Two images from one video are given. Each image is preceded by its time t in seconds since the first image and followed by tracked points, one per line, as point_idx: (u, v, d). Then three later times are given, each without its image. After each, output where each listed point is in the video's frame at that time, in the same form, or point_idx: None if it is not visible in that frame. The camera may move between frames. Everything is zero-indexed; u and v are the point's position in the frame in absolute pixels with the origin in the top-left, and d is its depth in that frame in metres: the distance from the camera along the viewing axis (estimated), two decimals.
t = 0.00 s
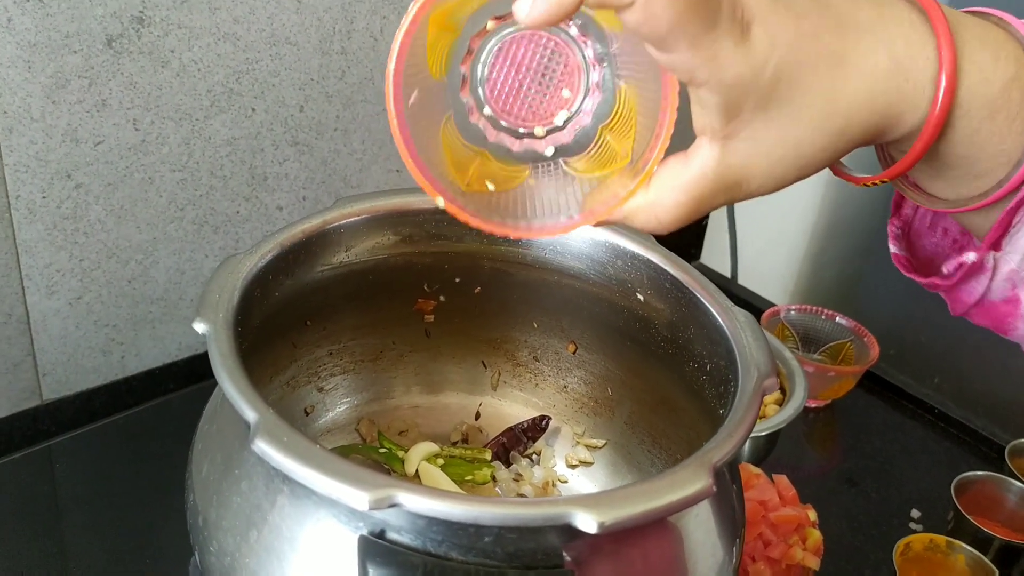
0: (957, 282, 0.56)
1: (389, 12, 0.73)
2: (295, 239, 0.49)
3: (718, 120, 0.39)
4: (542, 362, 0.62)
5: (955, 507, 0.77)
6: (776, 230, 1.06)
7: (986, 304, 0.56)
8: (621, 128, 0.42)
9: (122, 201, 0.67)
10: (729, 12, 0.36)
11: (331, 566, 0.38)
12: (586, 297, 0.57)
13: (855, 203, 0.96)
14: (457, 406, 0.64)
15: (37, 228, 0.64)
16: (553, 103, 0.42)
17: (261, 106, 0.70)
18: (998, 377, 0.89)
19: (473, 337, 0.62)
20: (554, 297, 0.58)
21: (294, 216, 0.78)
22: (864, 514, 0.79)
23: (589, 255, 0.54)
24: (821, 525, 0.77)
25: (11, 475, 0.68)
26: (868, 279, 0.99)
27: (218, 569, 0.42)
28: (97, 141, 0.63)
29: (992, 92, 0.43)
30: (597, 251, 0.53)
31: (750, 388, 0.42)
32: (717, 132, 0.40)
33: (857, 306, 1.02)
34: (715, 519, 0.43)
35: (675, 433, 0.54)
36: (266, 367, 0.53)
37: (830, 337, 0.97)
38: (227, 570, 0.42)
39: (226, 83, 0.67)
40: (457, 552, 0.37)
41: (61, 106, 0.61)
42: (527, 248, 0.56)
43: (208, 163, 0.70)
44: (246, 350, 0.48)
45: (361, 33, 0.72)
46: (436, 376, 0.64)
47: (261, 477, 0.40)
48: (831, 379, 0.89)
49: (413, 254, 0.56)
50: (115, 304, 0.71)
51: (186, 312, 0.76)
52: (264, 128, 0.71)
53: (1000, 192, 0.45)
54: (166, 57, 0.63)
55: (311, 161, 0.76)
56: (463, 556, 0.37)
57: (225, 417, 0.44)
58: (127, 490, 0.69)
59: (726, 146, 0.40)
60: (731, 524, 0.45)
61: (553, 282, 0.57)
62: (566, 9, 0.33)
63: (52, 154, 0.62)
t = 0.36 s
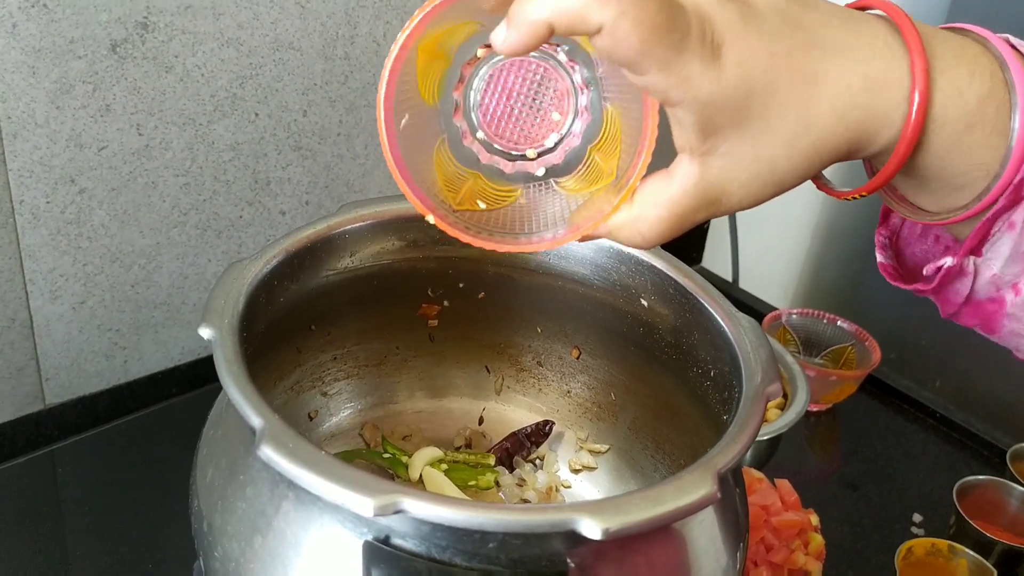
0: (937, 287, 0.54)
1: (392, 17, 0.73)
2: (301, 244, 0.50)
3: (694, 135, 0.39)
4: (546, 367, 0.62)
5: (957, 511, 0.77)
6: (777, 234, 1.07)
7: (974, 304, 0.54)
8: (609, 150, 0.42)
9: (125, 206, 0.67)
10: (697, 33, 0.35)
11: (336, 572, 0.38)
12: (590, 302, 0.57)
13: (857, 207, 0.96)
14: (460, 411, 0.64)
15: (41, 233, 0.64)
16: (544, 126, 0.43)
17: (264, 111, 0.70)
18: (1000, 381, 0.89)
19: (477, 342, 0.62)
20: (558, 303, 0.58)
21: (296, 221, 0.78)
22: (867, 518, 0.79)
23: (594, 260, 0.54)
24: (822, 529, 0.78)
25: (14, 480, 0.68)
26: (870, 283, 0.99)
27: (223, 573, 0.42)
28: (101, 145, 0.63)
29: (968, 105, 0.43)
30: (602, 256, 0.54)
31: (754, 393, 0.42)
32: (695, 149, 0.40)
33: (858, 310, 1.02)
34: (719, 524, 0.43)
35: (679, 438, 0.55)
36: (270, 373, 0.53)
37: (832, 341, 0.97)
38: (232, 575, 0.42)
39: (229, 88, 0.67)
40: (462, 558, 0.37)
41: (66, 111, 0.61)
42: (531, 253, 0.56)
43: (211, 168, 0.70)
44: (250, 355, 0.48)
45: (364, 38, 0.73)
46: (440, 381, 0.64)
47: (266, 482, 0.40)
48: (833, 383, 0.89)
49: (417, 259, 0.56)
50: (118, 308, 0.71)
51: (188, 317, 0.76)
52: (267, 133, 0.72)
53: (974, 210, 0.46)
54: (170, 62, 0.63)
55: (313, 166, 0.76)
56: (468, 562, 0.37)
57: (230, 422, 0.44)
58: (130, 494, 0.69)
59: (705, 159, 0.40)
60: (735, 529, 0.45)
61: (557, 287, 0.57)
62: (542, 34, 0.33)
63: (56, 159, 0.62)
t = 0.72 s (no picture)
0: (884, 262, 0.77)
1: (391, 22, 0.73)
2: (300, 248, 0.50)
3: None
4: (545, 370, 0.62)
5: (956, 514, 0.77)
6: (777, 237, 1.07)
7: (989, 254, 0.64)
8: None
9: (125, 210, 0.67)
10: None
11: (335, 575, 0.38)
12: (589, 305, 0.57)
13: (856, 210, 0.96)
14: (459, 414, 0.64)
15: (41, 236, 0.64)
16: None
17: (264, 115, 0.70)
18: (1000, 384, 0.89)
19: (476, 346, 0.62)
20: (557, 306, 0.58)
21: (296, 224, 0.78)
22: (867, 520, 0.79)
23: (592, 264, 0.54)
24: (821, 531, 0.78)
25: (14, 483, 0.68)
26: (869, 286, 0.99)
27: None
28: (101, 149, 0.64)
29: None
30: (600, 260, 0.54)
31: (753, 396, 0.42)
32: None
33: (858, 313, 1.02)
34: (718, 527, 0.43)
35: (678, 441, 0.55)
36: (269, 376, 0.53)
37: (831, 344, 0.97)
38: None
39: (228, 92, 0.68)
40: (461, 562, 0.37)
41: (66, 115, 0.61)
42: (530, 257, 0.56)
43: (211, 172, 0.70)
44: (249, 359, 0.48)
45: (364, 42, 0.73)
46: (439, 384, 0.64)
47: (265, 486, 0.40)
48: (832, 386, 0.89)
49: (417, 263, 0.56)
50: (118, 311, 0.71)
51: (188, 320, 0.76)
52: (267, 137, 0.72)
53: None
54: (170, 66, 0.64)
55: (313, 170, 0.76)
56: (467, 565, 0.37)
57: (229, 425, 0.44)
58: (129, 497, 0.69)
59: None
60: (734, 532, 0.45)
61: (556, 291, 0.57)
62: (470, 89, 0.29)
63: (56, 163, 0.62)
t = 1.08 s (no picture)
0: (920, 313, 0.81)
1: (390, 18, 0.73)
2: (296, 243, 0.50)
3: None
4: (543, 366, 0.62)
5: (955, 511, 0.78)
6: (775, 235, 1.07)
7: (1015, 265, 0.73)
8: None
9: (123, 205, 0.67)
10: None
11: (330, 568, 0.38)
12: (586, 301, 0.57)
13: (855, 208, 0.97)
14: (457, 410, 0.65)
15: (39, 232, 0.64)
16: None
17: (262, 111, 0.71)
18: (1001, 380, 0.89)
19: (474, 341, 0.62)
20: (554, 301, 0.59)
21: (294, 221, 0.78)
22: (866, 518, 0.79)
23: (590, 259, 0.54)
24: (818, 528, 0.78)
25: (12, 478, 0.69)
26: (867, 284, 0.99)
27: (218, 570, 0.42)
28: (99, 145, 0.64)
29: None
30: (598, 255, 0.54)
31: (750, 389, 0.42)
32: None
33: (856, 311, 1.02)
34: (714, 521, 0.43)
35: (675, 436, 0.55)
36: (267, 371, 0.54)
37: (829, 342, 0.97)
38: (227, 571, 0.42)
39: (227, 88, 0.68)
40: (457, 554, 0.37)
41: (64, 111, 0.61)
42: (528, 252, 0.56)
43: (210, 168, 0.70)
44: (246, 353, 0.48)
45: (362, 39, 0.73)
46: (437, 379, 0.64)
47: (261, 479, 0.40)
48: (830, 384, 0.89)
49: (414, 258, 0.56)
50: (117, 308, 0.71)
51: (186, 317, 0.76)
52: (265, 134, 0.72)
53: None
54: (168, 62, 0.64)
55: (311, 167, 0.76)
56: (462, 558, 0.37)
57: (226, 418, 0.44)
58: (127, 493, 0.69)
59: None
60: (730, 526, 0.45)
61: (553, 286, 0.57)
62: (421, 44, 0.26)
63: (54, 158, 0.62)
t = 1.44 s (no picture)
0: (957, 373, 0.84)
1: (385, 18, 0.74)
2: (289, 242, 0.50)
3: None
4: (537, 365, 0.62)
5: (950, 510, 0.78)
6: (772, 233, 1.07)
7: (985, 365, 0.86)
8: None
9: (118, 205, 0.67)
10: None
11: (322, 566, 0.38)
12: (579, 299, 0.57)
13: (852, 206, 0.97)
14: (452, 409, 0.65)
15: (34, 232, 0.64)
16: None
17: (258, 111, 0.71)
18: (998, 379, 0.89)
19: (468, 340, 0.62)
20: (547, 300, 0.59)
21: (290, 220, 0.78)
22: (862, 516, 0.79)
23: (582, 258, 0.54)
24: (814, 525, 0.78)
25: (8, 478, 0.69)
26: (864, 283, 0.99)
27: (210, 568, 0.42)
28: (94, 145, 0.64)
29: None
30: (591, 254, 0.54)
31: (741, 387, 0.42)
32: None
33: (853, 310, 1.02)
34: (706, 519, 0.43)
35: (668, 434, 0.55)
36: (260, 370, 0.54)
37: (825, 341, 0.97)
38: (219, 569, 0.42)
39: (222, 88, 0.68)
40: (447, 552, 0.37)
41: (58, 110, 0.61)
42: (521, 251, 0.56)
43: (205, 168, 0.70)
44: (239, 352, 0.49)
45: (357, 39, 0.73)
46: (431, 378, 0.64)
47: (252, 478, 0.40)
48: (826, 382, 0.90)
49: (407, 257, 0.56)
50: (112, 307, 0.71)
51: (182, 317, 0.76)
52: (261, 133, 0.72)
53: None
54: (162, 62, 0.64)
55: (307, 166, 0.76)
56: (453, 556, 0.37)
57: (218, 418, 0.44)
58: (123, 492, 0.69)
59: None
60: (722, 524, 0.45)
61: (547, 285, 0.57)
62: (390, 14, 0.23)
63: (49, 158, 0.62)
